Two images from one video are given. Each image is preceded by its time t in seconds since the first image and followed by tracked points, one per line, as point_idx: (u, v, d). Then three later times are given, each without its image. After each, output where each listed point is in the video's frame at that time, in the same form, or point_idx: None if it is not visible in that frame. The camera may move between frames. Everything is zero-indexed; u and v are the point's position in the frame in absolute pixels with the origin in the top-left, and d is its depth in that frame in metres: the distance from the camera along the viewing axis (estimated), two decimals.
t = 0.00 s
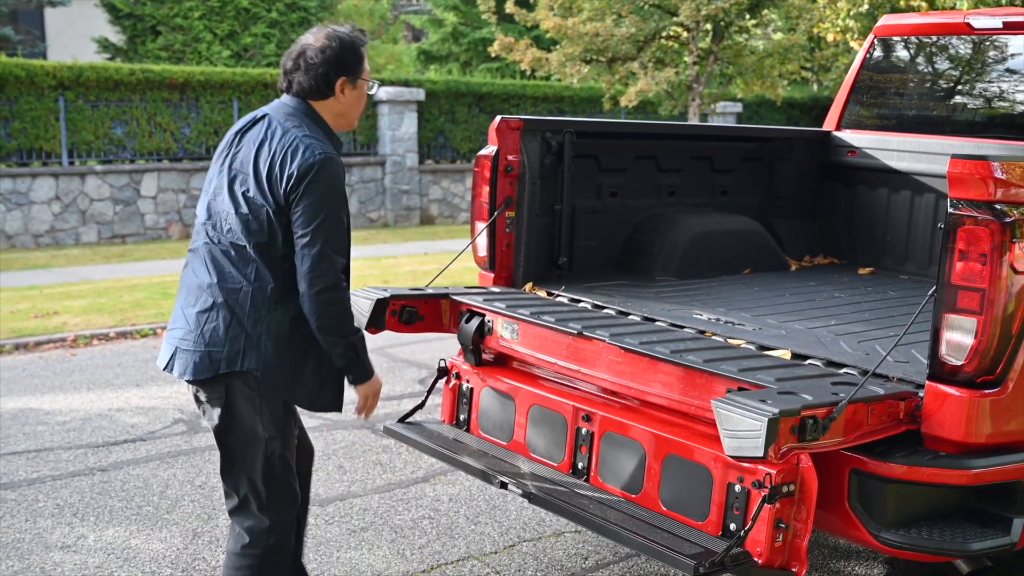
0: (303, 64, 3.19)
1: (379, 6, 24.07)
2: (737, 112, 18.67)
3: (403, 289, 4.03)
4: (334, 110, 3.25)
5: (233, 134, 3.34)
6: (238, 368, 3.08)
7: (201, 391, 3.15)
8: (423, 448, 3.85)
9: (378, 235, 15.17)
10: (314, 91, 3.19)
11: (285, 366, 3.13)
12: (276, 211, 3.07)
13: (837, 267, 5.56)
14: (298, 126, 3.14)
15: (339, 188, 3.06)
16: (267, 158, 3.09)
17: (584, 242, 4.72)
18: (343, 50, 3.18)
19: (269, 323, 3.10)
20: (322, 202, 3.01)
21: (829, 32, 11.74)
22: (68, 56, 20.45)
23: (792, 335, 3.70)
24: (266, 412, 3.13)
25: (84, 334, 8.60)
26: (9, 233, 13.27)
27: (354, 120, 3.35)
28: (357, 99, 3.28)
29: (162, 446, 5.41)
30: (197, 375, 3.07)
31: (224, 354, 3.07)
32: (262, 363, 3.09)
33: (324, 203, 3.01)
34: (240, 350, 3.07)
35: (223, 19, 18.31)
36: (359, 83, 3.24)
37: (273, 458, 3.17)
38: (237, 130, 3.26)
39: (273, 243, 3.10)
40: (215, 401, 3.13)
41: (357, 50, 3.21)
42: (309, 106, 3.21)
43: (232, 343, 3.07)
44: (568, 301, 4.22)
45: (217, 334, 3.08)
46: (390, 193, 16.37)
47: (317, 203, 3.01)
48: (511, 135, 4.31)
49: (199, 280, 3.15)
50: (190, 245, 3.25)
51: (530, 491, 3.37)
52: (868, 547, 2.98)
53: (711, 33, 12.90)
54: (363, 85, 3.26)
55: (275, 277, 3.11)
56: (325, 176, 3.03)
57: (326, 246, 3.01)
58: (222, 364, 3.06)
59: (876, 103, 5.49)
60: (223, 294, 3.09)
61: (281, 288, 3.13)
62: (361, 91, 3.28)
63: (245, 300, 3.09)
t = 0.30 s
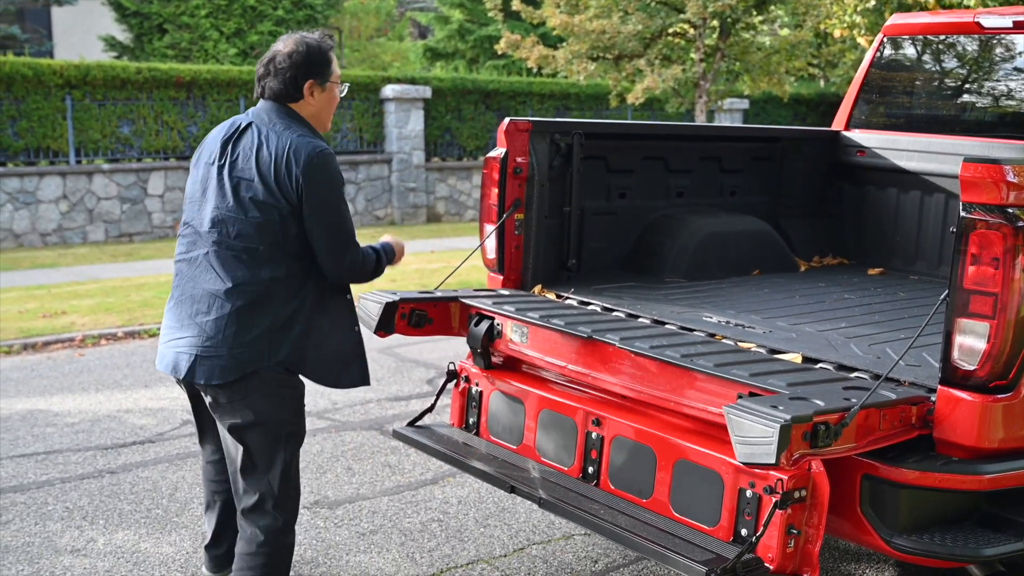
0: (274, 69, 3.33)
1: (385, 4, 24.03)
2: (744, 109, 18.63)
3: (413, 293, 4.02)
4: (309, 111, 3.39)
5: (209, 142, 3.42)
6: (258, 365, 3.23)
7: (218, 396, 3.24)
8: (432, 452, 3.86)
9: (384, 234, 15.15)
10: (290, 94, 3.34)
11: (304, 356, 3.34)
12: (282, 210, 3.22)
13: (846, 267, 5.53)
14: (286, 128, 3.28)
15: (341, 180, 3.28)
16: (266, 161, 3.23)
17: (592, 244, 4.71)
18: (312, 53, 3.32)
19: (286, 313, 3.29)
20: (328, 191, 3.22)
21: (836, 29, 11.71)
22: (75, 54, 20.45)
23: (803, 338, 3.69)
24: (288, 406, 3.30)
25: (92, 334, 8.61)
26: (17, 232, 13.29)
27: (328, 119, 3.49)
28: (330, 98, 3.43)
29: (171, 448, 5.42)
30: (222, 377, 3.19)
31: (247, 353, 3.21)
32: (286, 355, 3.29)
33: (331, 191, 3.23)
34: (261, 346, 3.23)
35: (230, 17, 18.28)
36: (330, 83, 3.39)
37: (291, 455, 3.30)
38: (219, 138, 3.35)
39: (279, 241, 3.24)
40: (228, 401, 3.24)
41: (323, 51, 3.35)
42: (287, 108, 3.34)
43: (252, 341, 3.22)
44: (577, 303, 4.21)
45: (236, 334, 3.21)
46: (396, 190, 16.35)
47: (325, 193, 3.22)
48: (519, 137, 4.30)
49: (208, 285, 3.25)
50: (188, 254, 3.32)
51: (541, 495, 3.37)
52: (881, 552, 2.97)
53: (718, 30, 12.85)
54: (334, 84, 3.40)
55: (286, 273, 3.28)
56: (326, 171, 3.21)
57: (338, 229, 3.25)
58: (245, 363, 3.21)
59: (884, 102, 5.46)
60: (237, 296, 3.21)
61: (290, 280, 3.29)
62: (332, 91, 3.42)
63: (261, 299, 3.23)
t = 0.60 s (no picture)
0: (247, 75, 3.49)
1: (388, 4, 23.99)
2: (748, 109, 18.59)
3: (417, 300, 4.01)
4: (282, 114, 3.53)
5: (193, 145, 3.56)
6: (257, 347, 3.38)
7: (222, 377, 3.38)
8: (436, 462, 3.85)
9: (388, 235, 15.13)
10: (263, 97, 3.49)
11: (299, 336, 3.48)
12: (271, 202, 3.39)
13: (852, 273, 5.51)
14: (266, 131, 3.44)
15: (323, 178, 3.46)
16: (251, 159, 3.39)
17: (596, 250, 4.70)
18: (280, 59, 3.49)
19: (284, 297, 3.45)
20: (310, 184, 3.39)
21: (840, 29, 11.68)
22: (79, 55, 20.42)
23: (809, 346, 3.67)
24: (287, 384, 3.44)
25: (96, 337, 8.60)
26: (21, 234, 13.28)
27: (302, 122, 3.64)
28: (302, 102, 3.57)
29: (174, 453, 5.41)
30: (225, 360, 3.34)
31: (247, 337, 3.36)
32: (284, 337, 3.44)
33: (314, 183, 3.40)
34: (259, 328, 3.38)
35: (234, 18, 18.24)
36: (301, 86, 3.53)
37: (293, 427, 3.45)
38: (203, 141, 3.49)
39: (270, 231, 3.40)
40: (229, 378, 3.39)
41: (292, 56, 3.50)
42: (263, 110, 3.50)
43: (251, 324, 3.37)
44: (582, 311, 4.19)
45: (235, 318, 3.35)
46: (400, 191, 16.34)
47: (310, 185, 3.40)
48: (523, 144, 4.29)
49: (206, 277, 3.40)
50: (183, 248, 3.47)
51: (545, 506, 3.36)
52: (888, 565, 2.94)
53: (721, 30, 12.82)
54: (305, 88, 3.55)
55: (279, 262, 3.43)
56: (307, 165, 3.39)
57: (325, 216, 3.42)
58: (245, 346, 3.36)
59: (890, 106, 5.44)
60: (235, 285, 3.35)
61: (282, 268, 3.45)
62: (304, 95, 3.56)
63: (259, 286, 3.38)
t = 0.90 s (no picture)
0: (247, 70, 3.62)
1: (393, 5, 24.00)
2: (753, 109, 18.54)
3: (423, 305, 4.00)
4: (282, 106, 3.64)
5: (200, 142, 3.72)
6: (276, 333, 3.51)
7: (248, 362, 3.51)
8: (442, 467, 3.85)
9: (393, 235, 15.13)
10: (261, 91, 3.61)
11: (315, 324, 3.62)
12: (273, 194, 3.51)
13: (859, 276, 5.48)
14: (265, 125, 3.57)
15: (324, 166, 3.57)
16: (250, 153, 3.52)
17: (602, 254, 4.68)
18: (279, 53, 3.59)
19: (297, 282, 3.58)
20: (308, 173, 3.50)
21: (846, 29, 11.65)
22: (85, 56, 20.47)
23: (817, 352, 3.65)
24: (314, 361, 3.63)
25: (101, 339, 8.61)
26: (27, 235, 13.28)
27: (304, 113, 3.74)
28: (302, 95, 3.67)
29: (179, 457, 5.40)
30: (241, 346, 3.48)
31: (260, 324, 3.49)
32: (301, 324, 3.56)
33: (312, 172, 3.51)
34: (273, 315, 3.51)
35: (239, 18, 18.26)
36: (299, 79, 3.64)
37: (326, 401, 3.67)
38: (207, 138, 3.64)
39: (275, 222, 3.52)
40: (257, 362, 3.52)
41: (290, 51, 3.60)
42: (263, 106, 3.62)
43: (264, 311, 3.50)
44: (588, 315, 4.17)
45: (247, 305, 3.48)
46: (406, 192, 16.33)
47: (308, 174, 3.50)
48: (529, 148, 4.27)
49: (218, 268, 3.54)
50: (196, 241, 3.62)
51: (552, 513, 3.36)
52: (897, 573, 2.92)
53: (727, 31, 12.78)
54: (304, 81, 3.65)
55: (285, 251, 3.55)
56: (302, 155, 3.50)
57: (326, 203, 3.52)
58: (261, 333, 3.49)
59: (897, 108, 5.42)
60: (245, 273, 3.49)
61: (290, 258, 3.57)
62: (304, 87, 3.67)
63: (268, 272, 3.51)
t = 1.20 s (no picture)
0: (294, 84, 3.64)
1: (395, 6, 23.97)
2: (755, 109, 18.52)
3: (424, 307, 3.98)
4: (327, 122, 3.65)
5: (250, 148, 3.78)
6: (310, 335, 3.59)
7: (290, 361, 3.61)
8: (441, 469, 3.84)
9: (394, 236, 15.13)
10: (307, 107, 3.62)
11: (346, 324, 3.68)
12: (310, 206, 3.56)
13: (861, 278, 5.47)
14: (306, 138, 3.59)
15: (365, 179, 3.57)
16: (291, 166, 3.56)
17: (603, 256, 4.67)
18: (328, 68, 3.60)
19: (331, 289, 3.63)
20: (346, 188, 3.52)
21: (848, 29, 11.64)
22: (86, 57, 20.46)
23: (818, 354, 3.64)
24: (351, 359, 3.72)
25: (102, 339, 8.60)
26: (28, 235, 13.26)
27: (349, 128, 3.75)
28: (348, 111, 3.68)
29: (180, 458, 5.40)
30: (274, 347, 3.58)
31: (293, 327, 3.57)
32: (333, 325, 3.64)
33: (351, 186, 3.52)
34: (307, 320, 3.58)
35: (241, 19, 18.28)
36: (346, 95, 3.64)
37: (364, 393, 3.80)
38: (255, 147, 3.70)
39: (312, 232, 3.58)
40: (306, 362, 3.62)
41: (337, 66, 3.61)
42: (307, 119, 3.64)
43: (298, 316, 3.57)
44: (589, 318, 4.16)
45: (283, 311, 3.57)
46: (407, 192, 16.33)
47: (347, 188, 3.52)
48: (530, 149, 4.25)
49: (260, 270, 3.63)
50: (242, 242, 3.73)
51: (553, 516, 3.35)
52: None
53: (729, 31, 12.77)
54: (351, 96, 3.66)
55: (321, 259, 3.61)
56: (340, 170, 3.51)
57: (365, 213, 3.53)
58: (294, 335, 3.58)
59: (899, 109, 5.41)
60: (283, 281, 3.57)
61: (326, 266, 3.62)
62: (350, 103, 3.67)
63: (303, 279, 3.58)
